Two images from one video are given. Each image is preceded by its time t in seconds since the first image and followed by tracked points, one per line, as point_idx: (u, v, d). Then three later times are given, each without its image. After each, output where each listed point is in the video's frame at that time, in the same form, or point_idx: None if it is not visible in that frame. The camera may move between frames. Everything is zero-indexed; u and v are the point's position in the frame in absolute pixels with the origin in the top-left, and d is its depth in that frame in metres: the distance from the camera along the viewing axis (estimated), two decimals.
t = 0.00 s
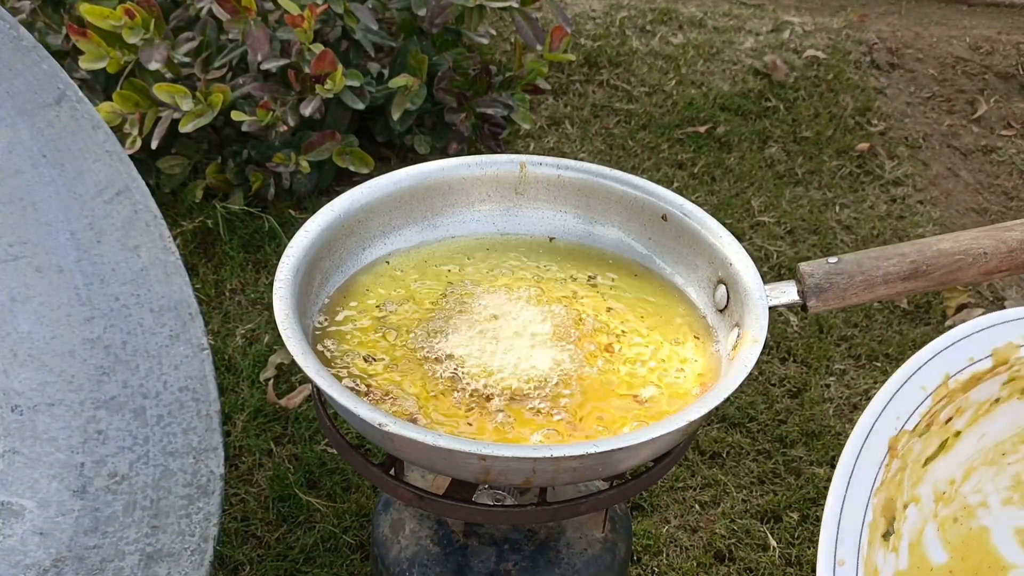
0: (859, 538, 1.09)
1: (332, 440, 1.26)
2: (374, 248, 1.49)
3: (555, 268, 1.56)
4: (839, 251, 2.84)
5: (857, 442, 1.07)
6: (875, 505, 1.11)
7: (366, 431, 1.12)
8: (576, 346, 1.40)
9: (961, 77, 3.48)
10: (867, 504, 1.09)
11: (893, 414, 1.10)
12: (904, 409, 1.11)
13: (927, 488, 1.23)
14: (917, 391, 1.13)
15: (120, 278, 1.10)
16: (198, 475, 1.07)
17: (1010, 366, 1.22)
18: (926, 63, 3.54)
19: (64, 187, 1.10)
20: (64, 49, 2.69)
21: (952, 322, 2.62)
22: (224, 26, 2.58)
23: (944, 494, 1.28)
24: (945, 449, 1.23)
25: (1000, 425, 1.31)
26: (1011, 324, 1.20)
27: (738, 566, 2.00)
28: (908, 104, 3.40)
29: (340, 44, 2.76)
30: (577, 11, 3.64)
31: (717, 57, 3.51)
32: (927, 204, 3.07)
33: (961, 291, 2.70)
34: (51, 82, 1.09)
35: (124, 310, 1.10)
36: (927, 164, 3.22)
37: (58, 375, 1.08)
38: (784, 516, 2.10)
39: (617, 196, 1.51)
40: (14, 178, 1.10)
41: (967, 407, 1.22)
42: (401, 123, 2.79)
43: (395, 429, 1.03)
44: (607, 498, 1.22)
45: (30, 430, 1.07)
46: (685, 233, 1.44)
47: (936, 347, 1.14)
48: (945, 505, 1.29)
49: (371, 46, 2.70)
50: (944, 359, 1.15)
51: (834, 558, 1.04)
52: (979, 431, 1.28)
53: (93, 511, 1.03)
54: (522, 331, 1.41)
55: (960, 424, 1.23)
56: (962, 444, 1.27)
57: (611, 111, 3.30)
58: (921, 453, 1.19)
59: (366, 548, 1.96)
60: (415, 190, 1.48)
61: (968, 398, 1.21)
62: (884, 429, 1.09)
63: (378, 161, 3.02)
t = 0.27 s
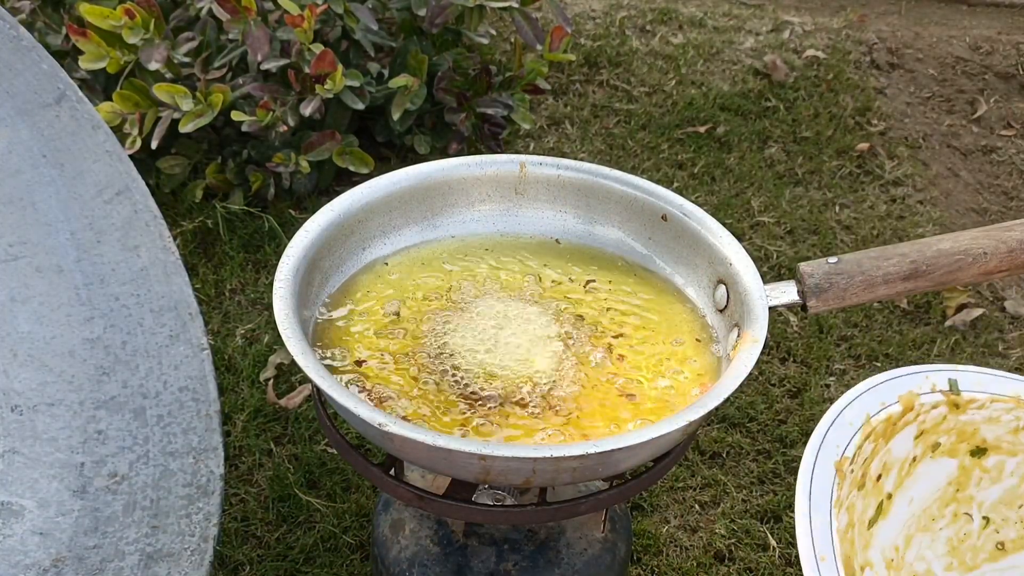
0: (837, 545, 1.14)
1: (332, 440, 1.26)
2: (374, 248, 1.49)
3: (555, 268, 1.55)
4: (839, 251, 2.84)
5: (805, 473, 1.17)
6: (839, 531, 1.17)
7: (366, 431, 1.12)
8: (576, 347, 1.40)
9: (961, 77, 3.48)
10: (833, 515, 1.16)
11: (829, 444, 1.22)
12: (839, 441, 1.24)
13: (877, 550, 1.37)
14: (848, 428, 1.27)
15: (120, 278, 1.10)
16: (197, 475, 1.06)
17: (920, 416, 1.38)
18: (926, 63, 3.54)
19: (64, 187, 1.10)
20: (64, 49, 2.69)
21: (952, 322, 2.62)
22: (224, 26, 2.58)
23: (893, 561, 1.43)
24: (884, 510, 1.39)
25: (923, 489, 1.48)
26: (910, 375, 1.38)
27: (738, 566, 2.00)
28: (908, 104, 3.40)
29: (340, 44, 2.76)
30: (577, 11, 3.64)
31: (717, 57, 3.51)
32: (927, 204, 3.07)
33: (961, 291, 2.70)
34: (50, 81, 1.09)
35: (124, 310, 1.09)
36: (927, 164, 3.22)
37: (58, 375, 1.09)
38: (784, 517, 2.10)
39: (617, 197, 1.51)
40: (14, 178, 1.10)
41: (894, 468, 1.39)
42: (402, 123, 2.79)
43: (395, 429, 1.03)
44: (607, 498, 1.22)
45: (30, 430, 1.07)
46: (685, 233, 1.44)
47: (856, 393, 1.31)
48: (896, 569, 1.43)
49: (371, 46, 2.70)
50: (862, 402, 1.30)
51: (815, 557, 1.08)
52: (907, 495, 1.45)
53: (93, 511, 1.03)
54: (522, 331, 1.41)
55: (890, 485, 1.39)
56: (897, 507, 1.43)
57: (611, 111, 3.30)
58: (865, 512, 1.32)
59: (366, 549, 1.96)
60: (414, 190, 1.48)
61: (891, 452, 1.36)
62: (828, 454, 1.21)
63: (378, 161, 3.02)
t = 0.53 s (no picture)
0: None
1: (332, 440, 1.26)
2: (374, 248, 1.49)
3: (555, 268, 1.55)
4: (839, 251, 2.84)
5: (776, 521, 1.17)
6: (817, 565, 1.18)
7: (366, 430, 1.11)
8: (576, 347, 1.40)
9: (961, 77, 3.48)
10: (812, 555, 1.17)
11: (794, 482, 1.23)
12: (802, 478, 1.24)
13: None
14: (808, 464, 1.27)
15: (120, 278, 1.10)
16: (198, 475, 1.06)
17: (871, 448, 1.38)
18: (926, 63, 3.54)
19: (64, 187, 1.10)
20: (64, 49, 2.70)
21: (952, 322, 2.63)
22: (224, 26, 2.59)
23: None
24: (851, 544, 1.42)
25: (884, 517, 1.52)
26: (854, 410, 1.37)
27: (738, 566, 2.00)
28: (907, 104, 3.40)
29: (340, 44, 2.76)
30: (577, 11, 3.64)
31: (717, 57, 3.51)
32: (927, 204, 3.07)
33: (961, 291, 2.70)
34: (50, 81, 1.09)
35: (124, 310, 1.09)
36: (926, 164, 3.22)
37: (58, 375, 1.08)
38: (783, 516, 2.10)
39: (617, 197, 1.51)
40: (13, 178, 1.10)
41: (856, 502, 1.42)
42: (401, 123, 2.79)
43: (395, 429, 1.03)
44: (607, 498, 1.22)
45: (30, 430, 1.06)
46: (685, 234, 1.44)
47: (810, 430, 1.31)
48: None
49: (371, 46, 2.70)
50: (816, 439, 1.31)
51: None
52: (871, 526, 1.48)
53: (93, 511, 1.02)
54: (522, 330, 1.41)
55: (855, 517, 1.42)
56: (863, 539, 1.46)
57: (611, 111, 3.30)
58: (836, 545, 1.36)
59: (366, 549, 1.96)
60: (414, 190, 1.48)
61: (850, 486, 1.37)
62: (794, 494, 1.22)
63: (378, 161, 3.02)
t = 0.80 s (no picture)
0: None
1: (332, 440, 1.26)
2: (374, 248, 1.49)
3: (555, 267, 1.55)
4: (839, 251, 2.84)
5: (761, 520, 1.19)
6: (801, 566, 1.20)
7: (365, 430, 1.12)
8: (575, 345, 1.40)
9: (961, 77, 3.48)
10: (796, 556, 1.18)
11: (779, 484, 1.25)
12: (789, 481, 1.26)
13: None
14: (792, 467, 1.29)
15: (120, 278, 1.09)
16: (198, 475, 1.05)
17: (854, 451, 1.42)
18: (926, 62, 3.54)
19: (64, 187, 1.10)
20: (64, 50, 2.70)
21: (952, 321, 2.63)
22: (224, 26, 2.59)
23: None
24: (837, 547, 1.45)
25: (870, 521, 1.55)
26: (838, 414, 1.40)
27: (737, 566, 2.00)
28: (907, 104, 3.40)
29: (340, 44, 2.76)
30: (577, 11, 3.64)
31: (717, 57, 3.51)
32: (927, 204, 3.07)
33: (961, 291, 2.70)
34: (50, 82, 1.10)
35: (123, 310, 1.09)
36: (926, 164, 3.22)
37: (58, 375, 1.06)
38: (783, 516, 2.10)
39: (617, 197, 1.51)
40: (13, 178, 1.09)
41: (841, 505, 1.45)
42: (401, 123, 2.79)
43: (396, 429, 1.03)
44: (607, 498, 1.22)
45: (30, 431, 1.03)
46: (685, 234, 1.44)
47: (793, 433, 1.33)
48: None
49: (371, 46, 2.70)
50: (801, 443, 1.33)
51: None
52: (857, 530, 1.52)
53: (93, 511, 1.00)
54: (522, 330, 1.41)
55: (840, 520, 1.45)
56: (848, 542, 1.50)
57: (611, 111, 3.30)
58: (820, 548, 1.39)
59: (366, 548, 1.96)
60: (414, 190, 1.48)
61: (835, 490, 1.41)
62: (778, 495, 1.24)
63: (378, 161, 3.02)
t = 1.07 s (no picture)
0: None
1: (332, 440, 1.26)
2: (374, 248, 1.49)
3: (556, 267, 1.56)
4: (839, 251, 2.84)
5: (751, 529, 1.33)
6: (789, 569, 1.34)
7: (366, 430, 1.12)
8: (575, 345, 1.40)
9: (961, 77, 3.48)
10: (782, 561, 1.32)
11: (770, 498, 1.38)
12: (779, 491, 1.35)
13: None
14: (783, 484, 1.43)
15: (120, 278, 1.07)
16: (198, 475, 1.02)
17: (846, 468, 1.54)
18: (926, 62, 3.54)
19: (64, 188, 1.08)
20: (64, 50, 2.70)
21: (952, 321, 2.63)
22: (224, 26, 2.59)
23: None
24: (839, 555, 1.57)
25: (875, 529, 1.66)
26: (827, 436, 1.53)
27: (737, 565, 2.00)
28: (908, 104, 3.40)
29: (340, 44, 2.76)
30: (577, 11, 3.64)
31: (717, 57, 3.51)
32: (927, 204, 3.07)
33: (961, 291, 2.70)
34: (50, 81, 1.09)
35: (123, 311, 1.06)
36: (926, 164, 3.22)
37: (58, 375, 1.03)
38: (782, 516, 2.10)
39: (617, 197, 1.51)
40: (13, 178, 1.08)
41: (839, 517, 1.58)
42: (401, 123, 2.80)
43: (396, 429, 1.03)
44: (606, 498, 1.22)
45: (30, 430, 1.01)
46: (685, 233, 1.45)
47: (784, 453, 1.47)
48: None
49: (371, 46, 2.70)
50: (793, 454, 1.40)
51: None
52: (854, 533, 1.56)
53: (92, 511, 0.97)
54: (522, 330, 1.41)
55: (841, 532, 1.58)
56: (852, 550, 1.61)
57: (611, 111, 3.30)
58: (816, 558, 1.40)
59: (366, 548, 1.96)
60: (414, 190, 1.49)
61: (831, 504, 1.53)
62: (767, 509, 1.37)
63: (377, 161, 3.02)
